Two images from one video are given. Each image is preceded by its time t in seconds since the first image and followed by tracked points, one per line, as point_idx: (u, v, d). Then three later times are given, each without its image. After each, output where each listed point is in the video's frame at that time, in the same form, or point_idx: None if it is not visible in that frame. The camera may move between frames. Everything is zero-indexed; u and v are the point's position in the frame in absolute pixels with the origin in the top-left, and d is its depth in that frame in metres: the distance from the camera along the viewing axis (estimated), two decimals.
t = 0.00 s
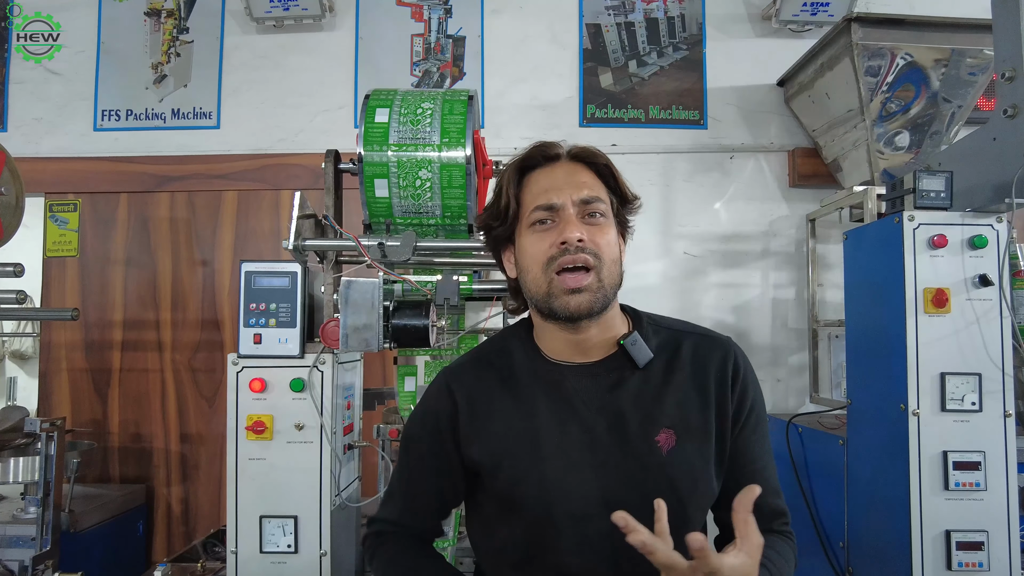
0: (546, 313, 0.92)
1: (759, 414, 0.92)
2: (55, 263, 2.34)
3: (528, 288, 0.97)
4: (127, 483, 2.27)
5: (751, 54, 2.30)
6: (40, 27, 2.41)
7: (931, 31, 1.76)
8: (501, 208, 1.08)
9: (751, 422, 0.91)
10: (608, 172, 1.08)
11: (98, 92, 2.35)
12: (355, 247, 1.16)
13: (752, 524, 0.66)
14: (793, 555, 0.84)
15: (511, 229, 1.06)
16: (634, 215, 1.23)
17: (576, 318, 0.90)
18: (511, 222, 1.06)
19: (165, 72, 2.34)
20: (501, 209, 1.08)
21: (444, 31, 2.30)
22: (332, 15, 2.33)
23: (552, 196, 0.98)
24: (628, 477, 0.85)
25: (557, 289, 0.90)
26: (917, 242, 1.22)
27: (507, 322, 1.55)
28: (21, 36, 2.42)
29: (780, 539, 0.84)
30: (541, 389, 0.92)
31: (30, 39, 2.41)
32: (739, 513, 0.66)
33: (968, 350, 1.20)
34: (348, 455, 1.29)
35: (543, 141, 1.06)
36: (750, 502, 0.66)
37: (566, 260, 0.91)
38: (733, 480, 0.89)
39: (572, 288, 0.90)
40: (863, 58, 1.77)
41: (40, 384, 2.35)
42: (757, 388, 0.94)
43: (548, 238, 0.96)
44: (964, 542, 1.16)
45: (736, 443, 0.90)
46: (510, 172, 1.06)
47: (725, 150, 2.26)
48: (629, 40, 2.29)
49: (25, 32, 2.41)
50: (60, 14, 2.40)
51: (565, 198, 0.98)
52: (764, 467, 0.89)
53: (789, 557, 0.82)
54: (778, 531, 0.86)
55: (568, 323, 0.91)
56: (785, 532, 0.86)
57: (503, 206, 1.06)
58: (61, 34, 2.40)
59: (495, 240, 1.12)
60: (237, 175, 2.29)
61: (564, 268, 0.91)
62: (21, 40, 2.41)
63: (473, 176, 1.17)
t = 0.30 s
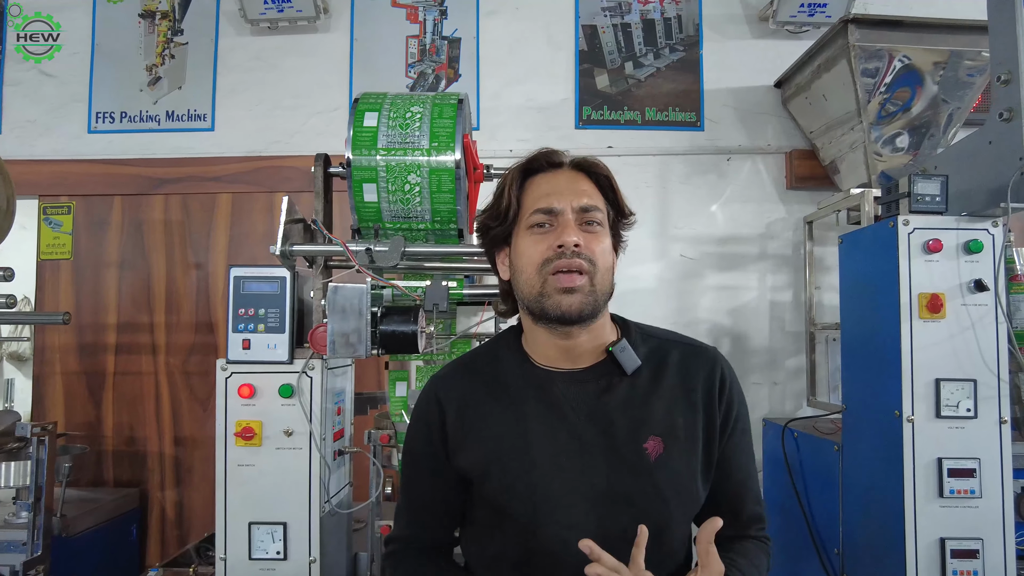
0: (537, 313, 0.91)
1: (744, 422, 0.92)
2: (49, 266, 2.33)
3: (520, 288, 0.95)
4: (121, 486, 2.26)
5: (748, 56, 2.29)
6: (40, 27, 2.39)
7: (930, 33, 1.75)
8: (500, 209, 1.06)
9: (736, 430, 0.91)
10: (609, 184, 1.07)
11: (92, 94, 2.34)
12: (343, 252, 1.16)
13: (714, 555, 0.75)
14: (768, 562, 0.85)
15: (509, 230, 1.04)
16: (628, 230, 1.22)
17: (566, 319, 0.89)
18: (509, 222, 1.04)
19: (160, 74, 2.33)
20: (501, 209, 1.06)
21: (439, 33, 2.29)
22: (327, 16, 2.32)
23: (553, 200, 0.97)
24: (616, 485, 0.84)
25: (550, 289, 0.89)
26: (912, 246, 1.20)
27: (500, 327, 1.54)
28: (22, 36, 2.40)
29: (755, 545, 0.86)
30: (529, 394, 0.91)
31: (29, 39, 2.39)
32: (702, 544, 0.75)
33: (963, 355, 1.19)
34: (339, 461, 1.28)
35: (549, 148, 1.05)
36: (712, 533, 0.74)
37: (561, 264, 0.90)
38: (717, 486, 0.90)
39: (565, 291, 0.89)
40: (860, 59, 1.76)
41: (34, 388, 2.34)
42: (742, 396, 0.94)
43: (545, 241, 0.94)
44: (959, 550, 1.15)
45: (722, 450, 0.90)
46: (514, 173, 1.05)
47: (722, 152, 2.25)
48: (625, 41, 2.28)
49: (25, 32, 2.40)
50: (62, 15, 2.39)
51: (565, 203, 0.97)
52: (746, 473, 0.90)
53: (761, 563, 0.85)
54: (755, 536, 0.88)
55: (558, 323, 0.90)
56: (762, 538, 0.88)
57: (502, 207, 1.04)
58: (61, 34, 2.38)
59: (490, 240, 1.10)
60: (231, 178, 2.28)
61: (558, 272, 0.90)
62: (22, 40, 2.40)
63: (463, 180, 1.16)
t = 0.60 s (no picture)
0: (530, 318, 0.90)
1: (729, 424, 0.94)
2: (43, 268, 2.33)
3: (512, 294, 0.94)
4: (115, 488, 2.25)
5: (744, 56, 2.28)
6: (40, 27, 2.38)
7: (927, 34, 1.75)
8: (491, 216, 1.05)
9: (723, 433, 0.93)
10: (597, 191, 1.08)
11: (87, 96, 2.34)
12: (331, 256, 1.16)
13: (712, 555, 0.75)
14: (755, 561, 0.86)
15: (500, 236, 1.03)
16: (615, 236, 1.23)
17: (559, 324, 0.89)
18: (500, 230, 1.03)
19: (154, 76, 2.32)
20: (491, 216, 1.05)
21: (434, 34, 2.29)
22: (322, 17, 2.32)
23: (543, 207, 0.97)
24: (606, 488, 0.84)
25: (543, 293, 0.88)
26: (905, 249, 1.20)
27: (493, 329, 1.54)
28: (21, 36, 2.39)
29: (742, 546, 0.87)
30: (519, 398, 0.90)
31: (28, 39, 2.38)
32: (698, 544, 0.75)
33: (957, 358, 1.18)
34: (329, 465, 1.27)
35: (537, 155, 1.05)
36: (708, 533, 0.74)
37: (553, 269, 0.89)
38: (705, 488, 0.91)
39: (557, 295, 0.88)
40: (856, 60, 1.76)
41: (28, 390, 2.33)
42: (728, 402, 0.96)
43: (536, 247, 0.93)
44: (953, 555, 1.14)
45: (710, 453, 0.91)
46: (503, 180, 1.04)
47: (718, 153, 2.25)
48: (621, 42, 2.28)
49: (24, 32, 2.39)
50: (59, 14, 2.38)
51: (555, 209, 0.96)
52: (733, 474, 0.91)
53: (748, 563, 0.85)
54: (743, 537, 0.89)
55: (550, 328, 0.89)
56: (750, 538, 0.89)
57: (493, 214, 1.04)
58: (60, 34, 2.37)
59: (481, 247, 1.10)
60: (226, 179, 2.27)
61: (550, 277, 0.89)
62: (21, 40, 2.39)
63: (452, 183, 1.15)
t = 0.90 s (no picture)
0: (518, 320, 0.91)
1: (716, 419, 0.95)
2: (41, 268, 2.33)
3: (500, 297, 0.95)
4: (113, 488, 2.25)
5: (742, 57, 2.28)
6: (40, 27, 2.39)
7: (924, 34, 1.75)
8: (478, 220, 1.06)
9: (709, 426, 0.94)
10: (581, 193, 1.09)
11: (85, 97, 2.34)
12: (323, 256, 1.16)
13: (695, 557, 0.75)
14: (743, 554, 0.88)
15: (487, 240, 1.04)
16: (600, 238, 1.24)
17: (548, 325, 0.89)
18: (486, 233, 1.04)
19: (152, 77, 2.33)
20: (478, 219, 1.06)
21: (432, 34, 2.29)
22: (319, 18, 2.32)
23: (528, 210, 0.98)
24: (594, 481, 0.84)
25: (531, 295, 0.89)
26: (899, 249, 1.19)
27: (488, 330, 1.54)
28: (21, 36, 2.39)
29: (731, 540, 0.89)
30: (507, 393, 0.91)
31: (28, 39, 2.39)
32: (681, 546, 0.76)
33: (951, 359, 1.18)
34: (323, 465, 1.27)
35: (520, 159, 1.06)
36: (690, 536, 0.76)
37: (540, 271, 0.90)
38: (694, 484, 0.92)
39: (545, 296, 0.89)
40: (852, 60, 1.75)
41: (26, 390, 2.33)
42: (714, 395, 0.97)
43: (523, 250, 0.94)
44: (946, 556, 1.14)
45: (697, 445, 0.92)
46: (488, 185, 1.05)
47: (715, 153, 2.24)
48: (618, 41, 2.27)
49: (24, 32, 2.39)
50: (59, 14, 2.38)
51: (540, 212, 0.97)
52: (722, 469, 0.92)
53: (736, 556, 0.87)
54: (731, 530, 0.91)
55: (540, 329, 0.90)
56: (738, 532, 0.91)
57: (479, 218, 1.04)
58: (61, 34, 2.38)
59: (468, 251, 1.10)
60: (224, 180, 2.27)
61: (538, 279, 0.90)
62: (21, 40, 2.39)
63: (444, 183, 1.16)
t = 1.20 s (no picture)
0: (503, 318, 0.94)
1: (702, 416, 0.98)
2: (42, 268, 2.34)
3: (484, 297, 0.98)
4: (114, 487, 2.26)
5: (743, 56, 2.27)
6: (40, 27, 2.40)
7: (925, 32, 1.73)
8: (459, 223, 1.08)
9: (695, 422, 0.97)
10: (559, 192, 1.12)
11: (87, 98, 2.35)
12: (317, 257, 1.17)
13: (686, 555, 0.76)
14: (732, 550, 0.90)
15: (468, 242, 1.06)
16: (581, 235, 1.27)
17: (530, 321, 0.93)
18: (467, 236, 1.07)
19: (153, 77, 2.33)
20: (459, 223, 1.08)
21: (431, 34, 2.29)
22: (319, 18, 2.32)
23: (507, 210, 1.01)
24: (580, 475, 0.87)
25: (514, 292, 0.93)
26: (897, 249, 1.19)
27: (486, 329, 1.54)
28: (21, 36, 2.41)
29: (720, 536, 0.91)
30: (496, 391, 0.94)
31: (29, 40, 2.40)
32: (673, 544, 0.76)
33: (950, 360, 1.17)
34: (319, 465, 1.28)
35: (498, 162, 1.10)
36: (681, 533, 0.76)
37: (521, 269, 0.93)
38: (682, 480, 0.95)
39: (528, 293, 0.92)
40: (853, 59, 1.74)
41: (28, 390, 2.34)
42: (698, 390, 1.01)
43: (504, 250, 0.98)
44: (944, 558, 1.14)
45: (683, 440, 0.95)
46: (468, 189, 1.09)
47: (716, 152, 2.24)
48: (618, 41, 2.27)
49: (24, 32, 2.41)
50: (60, 15, 2.39)
51: (519, 212, 1.01)
52: (709, 466, 0.95)
53: (725, 551, 0.89)
54: (720, 526, 0.93)
55: (523, 325, 0.94)
56: (727, 528, 0.93)
57: (460, 221, 1.07)
58: (60, 34, 2.39)
59: (451, 254, 1.12)
60: (224, 180, 2.28)
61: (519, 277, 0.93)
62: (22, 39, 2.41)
63: (439, 184, 1.17)
